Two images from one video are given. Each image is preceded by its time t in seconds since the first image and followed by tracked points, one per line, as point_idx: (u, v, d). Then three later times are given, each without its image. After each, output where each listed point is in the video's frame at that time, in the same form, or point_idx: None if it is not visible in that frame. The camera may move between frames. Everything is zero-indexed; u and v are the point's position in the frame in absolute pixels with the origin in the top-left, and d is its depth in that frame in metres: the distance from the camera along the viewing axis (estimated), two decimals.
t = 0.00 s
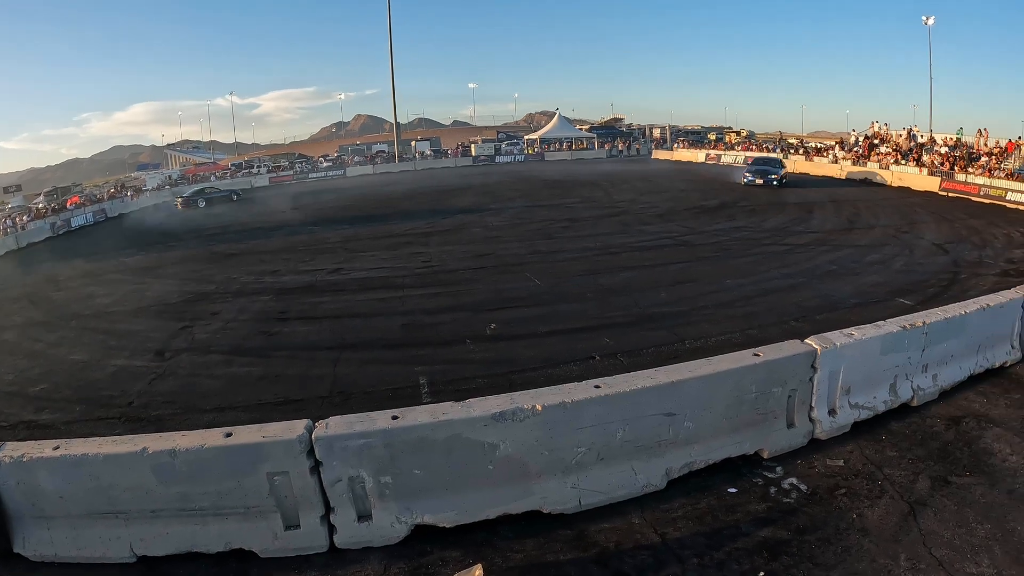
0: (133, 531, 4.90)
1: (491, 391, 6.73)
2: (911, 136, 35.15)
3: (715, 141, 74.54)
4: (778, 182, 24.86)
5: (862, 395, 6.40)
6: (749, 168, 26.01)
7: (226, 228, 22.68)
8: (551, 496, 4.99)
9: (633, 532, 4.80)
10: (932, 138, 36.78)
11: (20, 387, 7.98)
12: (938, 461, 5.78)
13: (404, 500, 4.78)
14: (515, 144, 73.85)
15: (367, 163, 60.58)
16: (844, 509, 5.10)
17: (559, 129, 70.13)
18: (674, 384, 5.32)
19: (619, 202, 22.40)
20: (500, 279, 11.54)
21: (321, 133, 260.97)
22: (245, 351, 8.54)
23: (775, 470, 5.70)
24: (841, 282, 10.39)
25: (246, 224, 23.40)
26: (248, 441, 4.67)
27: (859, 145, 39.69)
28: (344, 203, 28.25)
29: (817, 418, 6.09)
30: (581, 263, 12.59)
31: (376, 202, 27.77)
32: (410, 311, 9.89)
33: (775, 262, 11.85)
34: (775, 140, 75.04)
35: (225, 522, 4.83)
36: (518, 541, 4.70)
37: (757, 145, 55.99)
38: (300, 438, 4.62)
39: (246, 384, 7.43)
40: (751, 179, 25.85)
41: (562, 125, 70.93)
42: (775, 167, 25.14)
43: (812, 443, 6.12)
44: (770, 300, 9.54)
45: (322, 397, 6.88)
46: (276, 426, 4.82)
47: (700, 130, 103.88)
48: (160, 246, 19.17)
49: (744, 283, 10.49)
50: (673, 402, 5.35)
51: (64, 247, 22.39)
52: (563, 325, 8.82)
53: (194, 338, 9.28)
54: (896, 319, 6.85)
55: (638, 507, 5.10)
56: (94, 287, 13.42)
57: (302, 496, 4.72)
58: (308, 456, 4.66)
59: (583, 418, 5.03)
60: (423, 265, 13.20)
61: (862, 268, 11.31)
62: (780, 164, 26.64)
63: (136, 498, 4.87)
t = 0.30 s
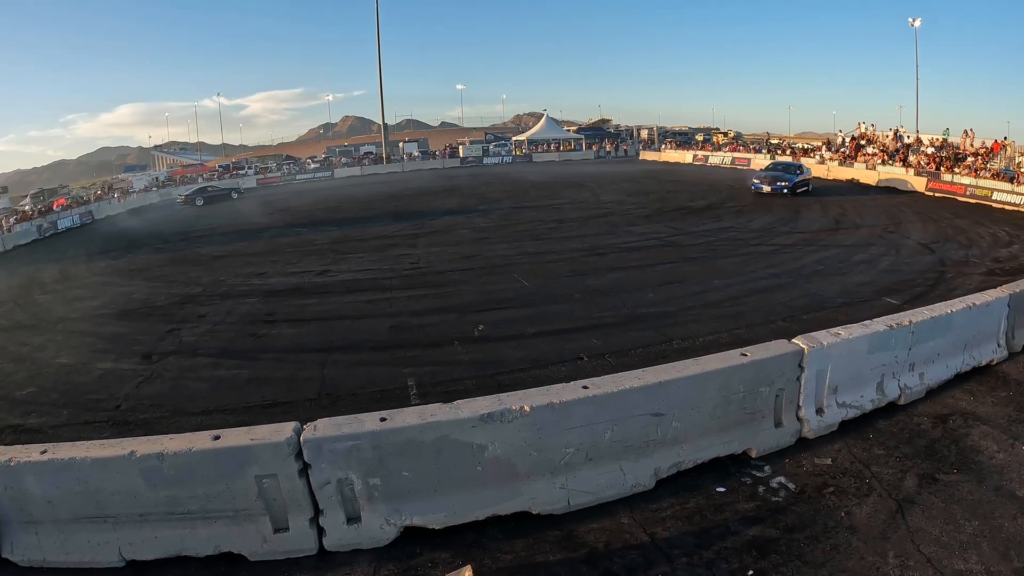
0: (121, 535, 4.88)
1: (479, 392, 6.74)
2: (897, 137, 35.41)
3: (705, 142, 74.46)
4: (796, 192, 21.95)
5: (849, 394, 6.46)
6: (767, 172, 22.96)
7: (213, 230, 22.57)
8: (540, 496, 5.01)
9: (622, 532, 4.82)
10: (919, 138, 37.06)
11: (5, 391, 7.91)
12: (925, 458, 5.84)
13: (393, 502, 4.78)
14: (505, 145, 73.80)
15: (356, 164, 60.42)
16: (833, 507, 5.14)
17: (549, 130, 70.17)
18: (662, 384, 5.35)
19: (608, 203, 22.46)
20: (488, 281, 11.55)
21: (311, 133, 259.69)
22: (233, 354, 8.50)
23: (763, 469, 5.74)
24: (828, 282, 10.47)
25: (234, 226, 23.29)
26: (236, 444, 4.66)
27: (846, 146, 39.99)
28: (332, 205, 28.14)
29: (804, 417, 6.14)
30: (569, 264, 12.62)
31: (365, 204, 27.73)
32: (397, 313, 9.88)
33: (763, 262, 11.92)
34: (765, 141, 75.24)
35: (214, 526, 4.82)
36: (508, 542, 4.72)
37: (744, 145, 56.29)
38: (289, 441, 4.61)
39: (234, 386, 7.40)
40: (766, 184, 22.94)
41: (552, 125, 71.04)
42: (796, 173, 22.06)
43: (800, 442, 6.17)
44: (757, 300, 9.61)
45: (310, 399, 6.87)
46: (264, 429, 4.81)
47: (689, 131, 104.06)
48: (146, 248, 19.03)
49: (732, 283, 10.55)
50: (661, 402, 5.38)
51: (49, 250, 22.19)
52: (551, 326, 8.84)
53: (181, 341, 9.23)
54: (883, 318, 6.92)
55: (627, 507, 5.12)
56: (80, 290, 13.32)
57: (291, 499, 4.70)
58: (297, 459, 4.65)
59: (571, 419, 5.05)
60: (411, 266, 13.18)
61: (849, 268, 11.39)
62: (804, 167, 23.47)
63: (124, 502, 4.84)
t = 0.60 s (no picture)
0: (121, 535, 4.88)
1: (479, 392, 6.74)
2: (897, 137, 35.36)
3: (703, 142, 75.27)
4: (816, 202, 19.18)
5: (849, 395, 6.46)
6: (786, 177, 20.15)
7: (213, 230, 22.56)
8: (540, 497, 5.01)
9: (621, 532, 4.82)
10: (919, 139, 37.05)
11: (4, 391, 7.91)
12: (925, 459, 5.85)
13: (393, 502, 4.78)
14: (504, 146, 73.79)
15: (356, 165, 60.42)
16: (832, 507, 5.14)
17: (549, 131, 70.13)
18: (661, 385, 5.35)
19: (607, 203, 22.45)
20: (487, 281, 11.55)
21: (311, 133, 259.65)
22: (232, 354, 8.51)
23: (763, 469, 5.73)
24: (828, 282, 10.47)
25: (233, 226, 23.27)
26: (235, 444, 4.66)
27: (847, 146, 39.95)
28: (332, 205, 28.11)
29: (803, 417, 6.14)
30: (569, 264, 12.62)
31: (365, 204, 27.73)
32: (397, 313, 9.87)
33: (762, 263, 11.91)
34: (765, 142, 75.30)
35: (213, 526, 4.82)
36: (507, 542, 4.72)
37: (744, 146, 56.25)
38: (288, 441, 4.60)
39: (234, 386, 7.40)
40: (783, 191, 20.29)
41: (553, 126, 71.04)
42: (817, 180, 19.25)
43: (800, 443, 6.17)
44: (757, 300, 9.61)
45: (310, 399, 6.87)
46: (264, 429, 4.80)
47: (688, 132, 104.09)
48: (146, 248, 19.04)
49: (731, 283, 10.55)
50: (660, 402, 5.38)
51: (48, 250, 22.19)
52: (550, 326, 8.84)
53: (181, 340, 9.23)
54: (883, 318, 6.92)
55: (627, 508, 5.12)
56: (80, 290, 13.31)
57: (290, 499, 4.70)
58: (296, 459, 4.64)
59: (570, 420, 5.05)
60: (411, 267, 13.17)
61: (849, 268, 11.39)
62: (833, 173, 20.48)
63: (124, 502, 4.84)
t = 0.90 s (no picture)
0: (125, 534, 4.89)
1: (483, 393, 6.73)
2: (901, 138, 35.29)
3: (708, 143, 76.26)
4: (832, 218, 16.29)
5: (854, 396, 6.44)
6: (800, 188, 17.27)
7: (218, 230, 22.60)
8: (545, 497, 5.00)
9: (626, 533, 4.81)
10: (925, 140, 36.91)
11: (8, 390, 7.93)
12: (930, 461, 5.82)
13: (398, 502, 4.78)
14: (508, 146, 73.78)
15: (360, 165, 60.49)
16: (837, 509, 5.12)
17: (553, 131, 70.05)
18: (667, 385, 5.33)
19: (611, 204, 22.43)
20: (491, 281, 11.55)
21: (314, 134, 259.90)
22: (237, 354, 8.51)
23: (768, 471, 5.72)
24: (832, 284, 10.44)
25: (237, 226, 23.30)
26: (240, 444, 4.65)
27: (851, 147, 39.85)
28: (336, 205, 28.13)
29: (809, 418, 6.12)
30: (573, 264, 12.61)
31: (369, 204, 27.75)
32: (401, 313, 9.87)
33: (767, 264, 11.89)
34: (776, 143, 74.94)
35: (218, 525, 4.82)
36: (512, 543, 4.71)
37: (749, 146, 56.12)
38: (293, 440, 4.60)
39: (238, 386, 7.41)
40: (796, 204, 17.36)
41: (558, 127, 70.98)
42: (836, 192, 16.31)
43: (805, 444, 6.15)
44: (761, 301, 9.58)
45: (314, 399, 6.87)
46: (269, 428, 4.80)
47: (692, 133, 103.87)
48: (150, 248, 19.09)
49: (735, 284, 10.53)
50: (666, 403, 5.37)
51: (53, 249, 22.27)
52: (555, 326, 8.83)
53: (186, 340, 9.25)
54: (888, 320, 6.90)
55: (632, 509, 5.11)
56: (85, 289, 13.34)
57: (295, 499, 4.70)
58: (301, 459, 4.64)
59: (576, 420, 5.04)
60: (415, 267, 13.15)
61: (854, 269, 11.35)
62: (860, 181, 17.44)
63: (128, 501, 4.85)
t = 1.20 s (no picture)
0: (138, 530, 4.93)
1: (496, 392, 6.74)
2: (916, 140, 35.02)
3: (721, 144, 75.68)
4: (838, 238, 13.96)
5: (867, 399, 6.40)
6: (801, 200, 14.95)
7: (232, 228, 22.74)
8: (557, 497, 5.00)
9: (638, 534, 4.81)
10: (940, 142, 36.58)
11: (23, 385, 8.01)
12: (943, 465, 5.78)
13: (410, 501, 4.79)
14: (519, 146, 73.67)
15: (371, 164, 60.66)
16: (850, 512, 5.09)
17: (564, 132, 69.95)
18: (680, 387, 5.32)
19: (623, 205, 22.39)
20: (504, 282, 11.55)
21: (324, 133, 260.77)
22: (250, 352, 8.56)
23: (780, 474, 5.69)
24: (845, 286, 10.36)
25: (250, 225, 23.44)
26: (253, 441, 4.67)
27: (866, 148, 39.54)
28: (349, 205, 28.24)
29: (822, 422, 6.08)
30: (585, 265, 12.59)
31: (381, 203, 27.83)
32: (414, 313, 9.89)
33: (779, 266, 11.83)
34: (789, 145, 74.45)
35: (230, 522, 4.85)
36: (523, 543, 4.72)
37: (762, 148, 55.79)
38: (307, 438, 4.62)
39: (251, 384, 7.45)
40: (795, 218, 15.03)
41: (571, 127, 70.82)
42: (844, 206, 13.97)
43: (817, 447, 6.12)
44: (774, 303, 9.53)
45: (327, 398, 6.89)
46: (282, 426, 4.82)
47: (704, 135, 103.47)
48: (164, 246, 19.24)
49: (748, 286, 10.49)
50: (679, 405, 5.35)
51: (68, 246, 22.49)
52: (567, 327, 8.82)
53: (199, 338, 9.31)
54: (901, 323, 6.85)
55: (644, 510, 5.11)
56: (100, 287, 13.46)
57: (308, 496, 4.72)
58: (315, 457, 4.65)
59: (588, 421, 5.03)
60: (428, 267, 13.18)
61: (867, 272, 11.27)
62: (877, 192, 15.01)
63: (142, 497, 4.89)
